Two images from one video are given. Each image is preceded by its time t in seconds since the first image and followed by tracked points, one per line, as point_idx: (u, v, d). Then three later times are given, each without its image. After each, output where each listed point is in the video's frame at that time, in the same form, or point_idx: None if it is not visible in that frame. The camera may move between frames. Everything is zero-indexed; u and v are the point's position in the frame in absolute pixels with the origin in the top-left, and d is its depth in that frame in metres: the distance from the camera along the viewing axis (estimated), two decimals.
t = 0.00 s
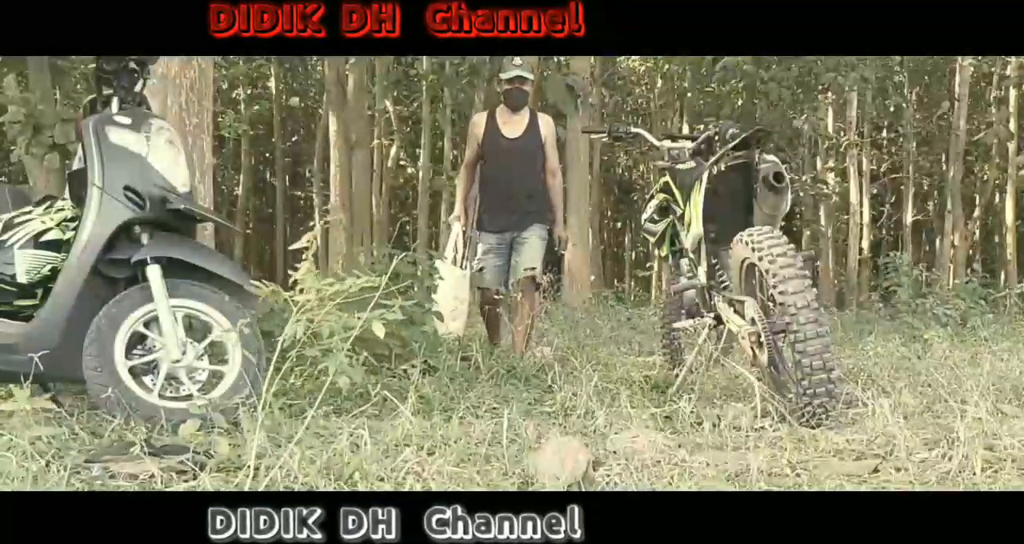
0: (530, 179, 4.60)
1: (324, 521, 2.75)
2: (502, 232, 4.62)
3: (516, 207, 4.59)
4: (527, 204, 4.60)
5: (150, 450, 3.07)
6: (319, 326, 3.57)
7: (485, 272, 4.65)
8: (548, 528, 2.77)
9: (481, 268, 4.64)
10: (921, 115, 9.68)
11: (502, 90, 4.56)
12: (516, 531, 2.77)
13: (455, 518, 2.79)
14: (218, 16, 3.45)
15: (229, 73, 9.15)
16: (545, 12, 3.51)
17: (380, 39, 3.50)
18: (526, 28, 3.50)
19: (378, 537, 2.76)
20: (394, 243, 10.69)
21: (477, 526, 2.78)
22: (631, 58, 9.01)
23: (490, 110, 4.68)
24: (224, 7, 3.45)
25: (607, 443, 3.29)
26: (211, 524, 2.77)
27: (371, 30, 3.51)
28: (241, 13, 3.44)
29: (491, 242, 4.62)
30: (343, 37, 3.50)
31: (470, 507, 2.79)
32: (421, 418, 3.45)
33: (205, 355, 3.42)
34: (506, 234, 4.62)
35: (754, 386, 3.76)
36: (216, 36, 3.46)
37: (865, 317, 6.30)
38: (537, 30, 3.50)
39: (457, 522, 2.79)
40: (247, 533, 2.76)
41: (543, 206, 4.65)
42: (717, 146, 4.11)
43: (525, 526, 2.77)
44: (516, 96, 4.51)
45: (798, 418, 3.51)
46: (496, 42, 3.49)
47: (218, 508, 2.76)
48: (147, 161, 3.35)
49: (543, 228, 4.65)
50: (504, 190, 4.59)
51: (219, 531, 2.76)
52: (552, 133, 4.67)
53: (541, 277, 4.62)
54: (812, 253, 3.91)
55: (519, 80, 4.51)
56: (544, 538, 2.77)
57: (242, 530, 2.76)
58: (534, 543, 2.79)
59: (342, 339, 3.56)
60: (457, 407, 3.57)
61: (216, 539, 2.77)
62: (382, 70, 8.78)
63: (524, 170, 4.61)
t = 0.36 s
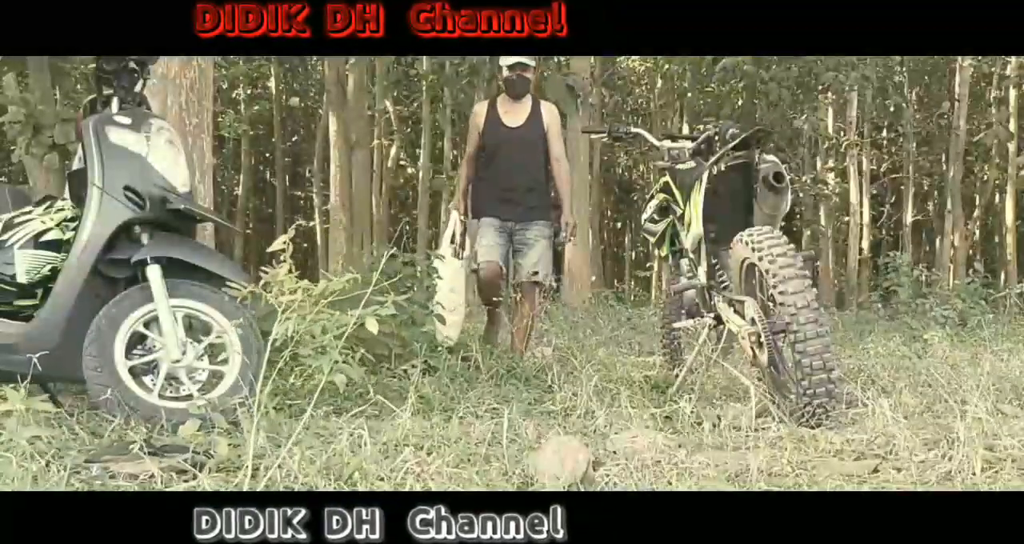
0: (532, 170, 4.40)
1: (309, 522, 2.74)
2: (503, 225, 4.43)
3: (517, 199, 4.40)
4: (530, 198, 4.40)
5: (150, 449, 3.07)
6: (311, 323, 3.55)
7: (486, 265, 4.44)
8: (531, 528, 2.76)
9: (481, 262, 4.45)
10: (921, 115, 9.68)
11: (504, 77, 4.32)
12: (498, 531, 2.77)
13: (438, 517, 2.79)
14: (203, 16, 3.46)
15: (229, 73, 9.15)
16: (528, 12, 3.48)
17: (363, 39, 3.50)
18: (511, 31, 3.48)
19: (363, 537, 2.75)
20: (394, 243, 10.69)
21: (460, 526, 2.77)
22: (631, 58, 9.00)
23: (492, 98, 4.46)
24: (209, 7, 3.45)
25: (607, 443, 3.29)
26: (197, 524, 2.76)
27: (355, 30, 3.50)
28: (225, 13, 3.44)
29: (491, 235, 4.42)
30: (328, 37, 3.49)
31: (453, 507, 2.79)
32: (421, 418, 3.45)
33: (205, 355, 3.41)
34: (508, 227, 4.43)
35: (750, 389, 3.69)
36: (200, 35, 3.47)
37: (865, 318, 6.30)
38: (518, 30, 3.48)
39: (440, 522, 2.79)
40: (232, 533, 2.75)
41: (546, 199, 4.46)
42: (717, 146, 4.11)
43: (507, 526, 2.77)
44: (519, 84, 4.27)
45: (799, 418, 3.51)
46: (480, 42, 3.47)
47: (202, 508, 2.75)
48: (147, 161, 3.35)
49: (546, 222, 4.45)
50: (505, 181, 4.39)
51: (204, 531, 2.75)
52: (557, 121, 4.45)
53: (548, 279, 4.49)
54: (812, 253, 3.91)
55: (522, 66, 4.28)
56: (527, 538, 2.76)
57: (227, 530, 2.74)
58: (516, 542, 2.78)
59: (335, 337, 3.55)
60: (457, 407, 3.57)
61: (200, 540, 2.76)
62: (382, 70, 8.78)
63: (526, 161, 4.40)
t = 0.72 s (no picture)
0: (532, 166, 4.27)
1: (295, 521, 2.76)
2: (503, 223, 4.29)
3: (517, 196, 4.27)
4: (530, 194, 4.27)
5: (150, 449, 3.08)
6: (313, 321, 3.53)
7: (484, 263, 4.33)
8: (516, 528, 2.78)
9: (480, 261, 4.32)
10: (922, 115, 9.68)
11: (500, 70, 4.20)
12: (484, 532, 2.76)
13: (423, 518, 2.78)
14: (191, 16, 3.54)
15: (229, 73, 9.14)
16: (512, 14, 3.63)
17: (349, 38, 3.67)
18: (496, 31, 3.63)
19: (348, 537, 2.76)
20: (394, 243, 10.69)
21: (445, 526, 2.77)
22: (631, 58, 9.00)
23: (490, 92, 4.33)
24: (196, 7, 3.54)
25: (607, 443, 3.29)
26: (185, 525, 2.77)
27: (342, 29, 3.66)
28: (214, 14, 3.54)
29: (492, 234, 4.27)
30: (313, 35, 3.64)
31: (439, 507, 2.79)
32: (421, 418, 3.45)
33: (205, 354, 3.41)
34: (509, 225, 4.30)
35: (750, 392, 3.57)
36: (187, 34, 3.55)
37: (866, 317, 6.30)
38: (504, 30, 3.64)
39: (426, 523, 2.78)
40: (218, 533, 2.76)
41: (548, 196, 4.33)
42: (717, 146, 4.11)
43: (493, 526, 2.77)
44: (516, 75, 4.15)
45: (799, 419, 3.52)
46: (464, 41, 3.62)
47: (190, 508, 2.77)
48: (147, 161, 3.36)
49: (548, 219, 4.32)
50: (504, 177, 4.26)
51: (191, 531, 2.76)
52: (558, 115, 4.31)
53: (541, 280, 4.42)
54: (812, 253, 3.91)
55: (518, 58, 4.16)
56: (512, 538, 2.78)
57: (214, 530, 2.76)
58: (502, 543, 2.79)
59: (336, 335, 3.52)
60: (457, 407, 3.57)
61: (188, 540, 2.77)
62: (383, 70, 8.78)
63: (526, 156, 4.26)
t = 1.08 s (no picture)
0: (529, 165, 4.13)
1: (279, 522, 2.76)
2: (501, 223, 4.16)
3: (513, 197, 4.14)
4: (527, 195, 4.15)
5: (150, 449, 3.07)
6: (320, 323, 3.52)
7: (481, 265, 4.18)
8: (499, 528, 2.80)
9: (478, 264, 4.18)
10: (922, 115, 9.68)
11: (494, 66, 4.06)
12: (465, 531, 2.77)
13: (407, 518, 2.78)
14: (175, 16, 3.49)
15: (229, 73, 9.14)
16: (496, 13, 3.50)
17: (333, 39, 3.52)
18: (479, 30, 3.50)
19: (332, 537, 2.75)
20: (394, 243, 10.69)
21: (428, 526, 2.76)
22: (631, 58, 9.00)
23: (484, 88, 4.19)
24: (181, 6, 3.48)
25: (607, 443, 3.29)
26: (169, 525, 2.77)
27: (326, 30, 3.50)
28: (198, 12, 3.47)
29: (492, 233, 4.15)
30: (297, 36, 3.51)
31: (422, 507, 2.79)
32: (421, 418, 3.45)
33: (205, 355, 3.40)
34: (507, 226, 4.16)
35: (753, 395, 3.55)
36: (173, 35, 3.51)
37: (866, 317, 6.30)
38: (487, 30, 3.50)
39: (409, 523, 2.78)
40: (203, 533, 2.77)
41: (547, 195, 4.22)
42: (717, 146, 4.11)
43: (476, 526, 2.78)
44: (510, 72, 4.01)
45: (798, 419, 3.52)
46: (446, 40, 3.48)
47: (176, 508, 2.77)
48: (147, 161, 3.35)
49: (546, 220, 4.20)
50: (500, 178, 4.13)
51: (176, 531, 2.76)
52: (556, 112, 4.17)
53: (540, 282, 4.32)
54: (812, 253, 3.91)
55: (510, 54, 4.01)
56: (494, 538, 2.80)
57: (199, 530, 2.76)
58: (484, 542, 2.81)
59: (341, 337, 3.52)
60: (457, 407, 3.57)
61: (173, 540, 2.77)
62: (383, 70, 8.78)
63: (523, 155, 4.12)
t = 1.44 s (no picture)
0: (530, 148, 3.91)
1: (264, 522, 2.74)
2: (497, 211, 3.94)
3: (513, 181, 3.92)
4: (528, 178, 3.93)
5: (150, 450, 3.08)
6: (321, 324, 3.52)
7: (475, 259, 3.99)
8: (481, 528, 2.77)
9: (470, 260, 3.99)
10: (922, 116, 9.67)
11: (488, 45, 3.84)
12: (449, 531, 2.75)
13: (390, 518, 2.77)
14: (161, 16, 3.47)
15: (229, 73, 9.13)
16: (478, 13, 3.50)
17: (318, 39, 3.51)
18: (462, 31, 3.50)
19: (317, 537, 2.75)
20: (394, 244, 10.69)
21: (412, 526, 2.75)
22: (631, 58, 9.00)
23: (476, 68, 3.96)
24: (166, 7, 3.47)
25: (607, 443, 3.29)
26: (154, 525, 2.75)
27: (310, 30, 3.50)
28: (183, 13, 3.45)
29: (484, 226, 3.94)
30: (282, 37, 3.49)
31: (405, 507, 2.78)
32: (421, 418, 3.45)
33: (205, 355, 3.41)
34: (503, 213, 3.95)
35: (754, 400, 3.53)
36: (158, 34, 3.49)
37: (866, 318, 6.31)
38: (470, 31, 3.51)
39: (392, 523, 2.77)
40: (189, 533, 2.74)
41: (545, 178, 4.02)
42: (717, 146, 4.11)
43: (459, 525, 2.76)
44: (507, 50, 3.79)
45: (798, 419, 3.52)
46: (430, 41, 3.48)
47: (161, 508, 2.75)
48: (147, 161, 3.35)
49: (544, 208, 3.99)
50: (500, 161, 3.89)
51: (161, 531, 2.74)
52: (552, 92, 3.98)
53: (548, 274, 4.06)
54: (812, 253, 3.91)
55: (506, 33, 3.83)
56: (477, 538, 2.77)
57: (184, 530, 2.74)
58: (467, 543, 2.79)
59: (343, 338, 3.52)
60: (457, 407, 3.57)
61: (159, 540, 2.76)
62: (382, 70, 8.77)
63: (522, 136, 3.89)
